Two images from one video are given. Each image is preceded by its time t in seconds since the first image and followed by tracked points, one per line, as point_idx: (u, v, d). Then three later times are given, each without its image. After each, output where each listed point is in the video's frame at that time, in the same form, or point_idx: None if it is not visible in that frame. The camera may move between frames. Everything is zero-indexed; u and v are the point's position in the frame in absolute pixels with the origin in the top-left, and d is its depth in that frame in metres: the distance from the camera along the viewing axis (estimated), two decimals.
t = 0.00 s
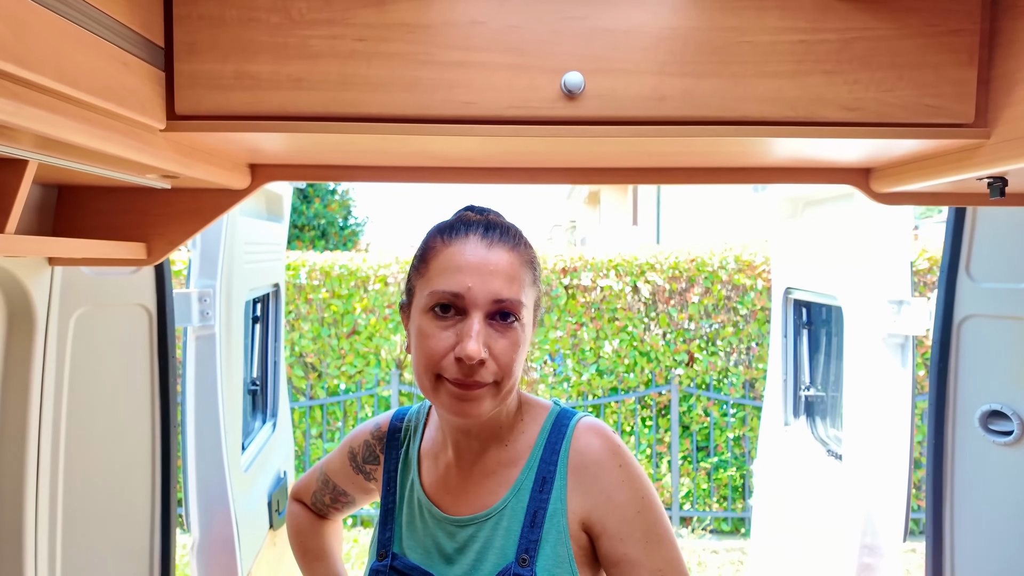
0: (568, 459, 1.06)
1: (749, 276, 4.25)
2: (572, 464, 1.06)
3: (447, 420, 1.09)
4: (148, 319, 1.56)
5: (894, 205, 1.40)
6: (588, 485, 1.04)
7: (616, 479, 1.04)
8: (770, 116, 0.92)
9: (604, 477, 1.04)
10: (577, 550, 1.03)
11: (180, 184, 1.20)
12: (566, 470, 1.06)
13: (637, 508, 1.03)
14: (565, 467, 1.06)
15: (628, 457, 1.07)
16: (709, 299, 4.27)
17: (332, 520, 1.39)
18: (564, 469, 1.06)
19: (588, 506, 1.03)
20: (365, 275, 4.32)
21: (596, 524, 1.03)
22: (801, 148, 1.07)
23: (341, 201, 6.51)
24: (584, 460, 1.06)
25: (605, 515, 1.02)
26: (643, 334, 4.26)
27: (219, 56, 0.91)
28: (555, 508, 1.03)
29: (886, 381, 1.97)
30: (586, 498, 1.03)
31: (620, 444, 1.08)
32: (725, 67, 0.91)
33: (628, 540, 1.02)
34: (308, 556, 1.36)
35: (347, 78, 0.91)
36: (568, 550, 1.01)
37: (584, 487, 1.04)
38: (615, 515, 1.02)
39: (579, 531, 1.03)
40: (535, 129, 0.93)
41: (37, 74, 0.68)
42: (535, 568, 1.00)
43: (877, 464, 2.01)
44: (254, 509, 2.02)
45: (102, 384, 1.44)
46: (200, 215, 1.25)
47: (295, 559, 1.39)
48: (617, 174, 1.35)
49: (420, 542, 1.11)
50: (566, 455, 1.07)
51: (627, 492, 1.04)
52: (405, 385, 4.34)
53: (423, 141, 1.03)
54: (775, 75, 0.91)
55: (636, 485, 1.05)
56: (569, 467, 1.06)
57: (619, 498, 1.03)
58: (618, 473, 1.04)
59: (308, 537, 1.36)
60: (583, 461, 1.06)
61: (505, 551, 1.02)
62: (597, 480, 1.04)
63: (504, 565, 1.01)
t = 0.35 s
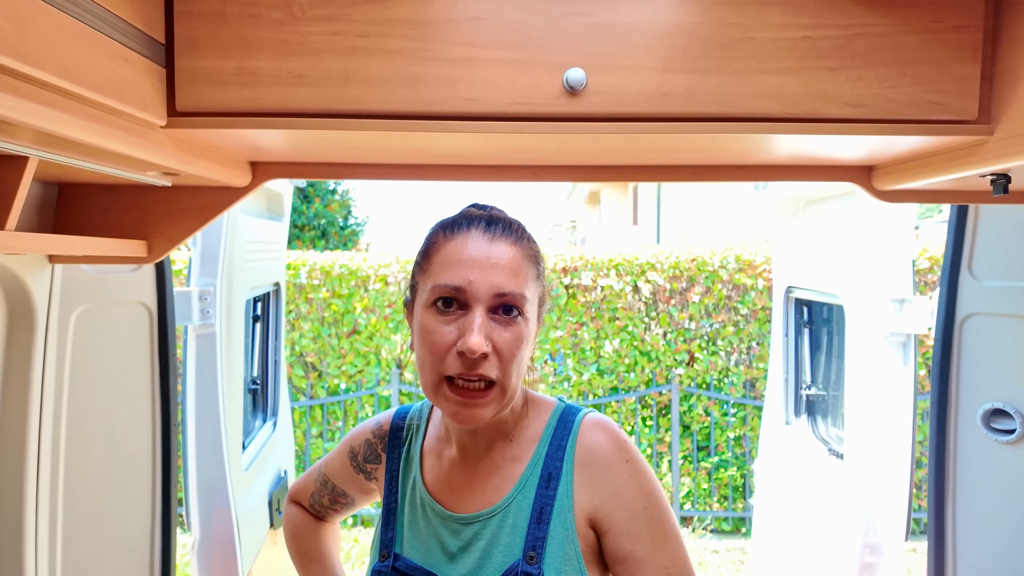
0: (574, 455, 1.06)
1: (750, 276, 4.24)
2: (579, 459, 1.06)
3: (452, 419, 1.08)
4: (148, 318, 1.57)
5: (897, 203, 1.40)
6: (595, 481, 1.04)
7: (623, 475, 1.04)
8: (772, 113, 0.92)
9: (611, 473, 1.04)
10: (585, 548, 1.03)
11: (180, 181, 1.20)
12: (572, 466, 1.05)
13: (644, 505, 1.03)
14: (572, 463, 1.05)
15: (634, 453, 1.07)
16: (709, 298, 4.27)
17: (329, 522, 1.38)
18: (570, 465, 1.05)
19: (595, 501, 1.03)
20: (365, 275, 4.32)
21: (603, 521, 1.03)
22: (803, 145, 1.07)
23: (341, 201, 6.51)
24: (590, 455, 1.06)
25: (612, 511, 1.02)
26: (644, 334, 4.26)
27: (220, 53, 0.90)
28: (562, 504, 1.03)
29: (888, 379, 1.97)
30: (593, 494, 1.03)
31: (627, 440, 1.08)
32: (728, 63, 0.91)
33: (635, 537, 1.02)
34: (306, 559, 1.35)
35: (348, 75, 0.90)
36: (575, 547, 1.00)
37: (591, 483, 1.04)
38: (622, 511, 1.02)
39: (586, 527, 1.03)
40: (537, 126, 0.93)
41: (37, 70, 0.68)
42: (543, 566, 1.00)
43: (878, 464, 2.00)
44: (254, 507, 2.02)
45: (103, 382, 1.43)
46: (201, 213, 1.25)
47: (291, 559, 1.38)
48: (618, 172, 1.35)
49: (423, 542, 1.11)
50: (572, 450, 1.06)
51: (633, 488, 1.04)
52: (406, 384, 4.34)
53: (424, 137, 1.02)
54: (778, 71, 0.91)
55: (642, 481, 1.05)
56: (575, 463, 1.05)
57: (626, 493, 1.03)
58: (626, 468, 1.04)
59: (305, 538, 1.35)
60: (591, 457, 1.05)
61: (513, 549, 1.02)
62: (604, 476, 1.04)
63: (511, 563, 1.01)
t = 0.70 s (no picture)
0: (584, 455, 1.08)
1: (751, 277, 4.26)
2: (589, 459, 1.07)
3: (462, 416, 1.10)
4: (158, 320, 1.59)
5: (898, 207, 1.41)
6: (606, 481, 1.05)
7: (633, 475, 1.05)
8: (776, 119, 0.94)
9: (621, 473, 1.05)
10: (595, 548, 1.04)
11: (192, 185, 1.22)
12: (582, 467, 1.07)
13: (653, 505, 1.04)
14: (582, 464, 1.07)
15: (644, 453, 1.08)
16: (710, 299, 4.28)
17: (346, 520, 1.40)
18: (581, 466, 1.07)
19: (605, 501, 1.04)
20: (368, 275, 4.33)
21: (613, 520, 1.04)
22: (806, 151, 1.09)
23: (342, 202, 6.53)
24: (600, 455, 1.07)
25: (622, 511, 1.04)
26: (645, 334, 4.28)
27: (234, 60, 0.92)
28: (572, 505, 1.04)
29: (889, 380, 1.98)
30: (602, 494, 1.05)
31: (636, 440, 1.10)
32: (732, 70, 0.92)
33: (644, 537, 1.03)
34: (321, 556, 1.37)
35: (359, 82, 0.92)
36: (585, 547, 1.02)
37: (601, 483, 1.05)
38: (632, 511, 1.04)
39: (596, 527, 1.04)
40: (545, 132, 0.94)
41: (59, 79, 0.70)
42: (555, 567, 1.01)
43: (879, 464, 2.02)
44: (261, 507, 2.03)
45: (113, 383, 1.45)
46: (213, 217, 1.26)
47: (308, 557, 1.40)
48: (623, 176, 1.36)
49: (436, 543, 1.12)
50: (582, 451, 1.08)
51: (643, 489, 1.05)
52: (408, 385, 4.36)
53: (433, 143, 1.04)
54: (782, 79, 0.93)
55: (652, 481, 1.06)
56: (585, 464, 1.07)
57: (636, 494, 1.04)
58: (635, 468, 1.06)
59: (322, 536, 1.37)
60: (601, 457, 1.07)
61: (525, 549, 1.03)
62: (614, 476, 1.05)
63: (523, 564, 1.02)
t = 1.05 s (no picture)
0: (592, 457, 1.09)
1: (754, 278, 4.26)
2: (596, 461, 1.09)
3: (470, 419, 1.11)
4: (167, 321, 1.60)
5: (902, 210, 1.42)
6: (614, 482, 1.07)
7: (640, 476, 1.07)
8: (781, 124, 0.95)
9: (629, 475, 1.06)
10: (603, 549, 1.05)
11: (203, 189, 1.23)
12: (590, 469, 1.08)
13: (661, 506, 1.05)
14: (590, 466, 1.08)
15: (652, 455, 1.09)
16: (713, 300, 4.29)
17: (356, 520, 1.41)
18: (588, 468, 1.08)
19: (613, 503, 1.05)
20: (371, 276, 4.35)
21: (620, 522, 1.05)
22: (810, 154, 1.10)
23: (345, 203, 6.55)
24: (608, 457, 1.09)
25: (630, 512, 1.05)
26: (648, 335, 4.29)
27: (246, 66, 0.93)
28: (580, 507, 1.05)
29: (892, 381, 1.99)
30: (610, 495, 1.06)
31: (644, 442, 1.11)
32: (738, 76, 0.93)
33: (652, 538, 1.04)
34: (333, 555, 1.39)
35: (370, 88, 0.93)
36: (593, 549, 1.03)
37: (609, 485, 1.07)
38: (640, 512, 1.05)
39: (604, 529, 1.06)
40: (553, 137, 0.95)
41: (78, 87, 0.71)
42: (563, 567, 1.02)
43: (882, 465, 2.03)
44: (267, 507, 2.05)
45: (123, 384, 1.47)
46: (222, 219, 1.28)
47: (320, 556, 1.41)
48: (628, 179, 1.38)
49: (446, 544, 1.14)
50: (590, 452, 1.09)
51: (651, 490, 1.06)
52: (411, 386, 4.37)
53: (442, 147, 1.05)
54: (787, 84, 0.94)
55: (660, 483, 1.07)
56: (593, 465, 1.08)
57: (644, 495, 1.05)
58: (643, 470, 1.07)
59: (334, 535, 1.39)
60: (609, 459, 1.08)
61: (534, 551, 1.04)
62: (622, 477, 1.06)
63: (532, 564, 1.04)
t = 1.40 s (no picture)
0: (599, 453, 1.08)
1: (757, 277, 4.25)
2: (603, 457, 1.08)
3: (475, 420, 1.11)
4: (168, 319, 1.58)
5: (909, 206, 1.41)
6: (620, 478, 1.05)
7: (647, 471, 1.05)
8: (789, 117, 0.94)
9: (637, 471, 1.05)
10: (609, 547, 1.04)
11: (204, 184, 1.22)
12: (597, 465, 1.07)
13: (669, 503, 1.04)
14: (596, 463, 1.07)
15: (659, 451, 1.08)
16: (716, 300, 4.28)
17: (361, 517, 1.40)
18: (595, 464, 1.07)
19: (620, 499, 1.04)
20: (373, 275, 4.34)
21: (627, 518, 1.04)
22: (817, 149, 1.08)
23: (347, 202, 6.54)
24: (615, 453, 1.07)
25: (637, 508, 1.04)
26: (650, 335, 4.28)
27: (248, 59, 0.92)
28: (587, 504, 1.04)
29: (898, 380, 1.98)
30: (617, 491, 1.05)
31: (652, 437, 1.10)
32: (745, 69, 0.92)
33: (659, 536, 1.03)
34: (338, 553, 1.37)
35: (373, 81, 0.92)
36: (600, 546, 1.02)
37: (616, 481, 1.05)
38: (647, 508, 1.04)
39: (611, 526, 1.04)
40: (558, 131, 0.94)
41: (81, 79, 0.70)
42: (570, 565, 1.01)
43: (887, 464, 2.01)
44: (269, 507, 2.04)
45: (124, 383, 1.46)
46: (224, 215, 1.27)
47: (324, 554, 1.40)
48: (632, 174, 1.36)
49: (452, 541, 1.13)
50: (596, 448, 1.08)
51: (659, 486, 1.05)
52: (413, 385, 4.36)
53: (445, 142, 1.04)
54: (794, 77, 0.93)
55: (668, 479, 1.06)
56: (600, 462, 1.07)
57: (651, 491, 1.04)
58: (651, 466, 1.06)
59: (339, 532, 1.37)
60: (615, 454, 1.07)
61: (541, 548, 1.03)
62: (629, 473, 1.05)
63: (539, 562, 1.03)
